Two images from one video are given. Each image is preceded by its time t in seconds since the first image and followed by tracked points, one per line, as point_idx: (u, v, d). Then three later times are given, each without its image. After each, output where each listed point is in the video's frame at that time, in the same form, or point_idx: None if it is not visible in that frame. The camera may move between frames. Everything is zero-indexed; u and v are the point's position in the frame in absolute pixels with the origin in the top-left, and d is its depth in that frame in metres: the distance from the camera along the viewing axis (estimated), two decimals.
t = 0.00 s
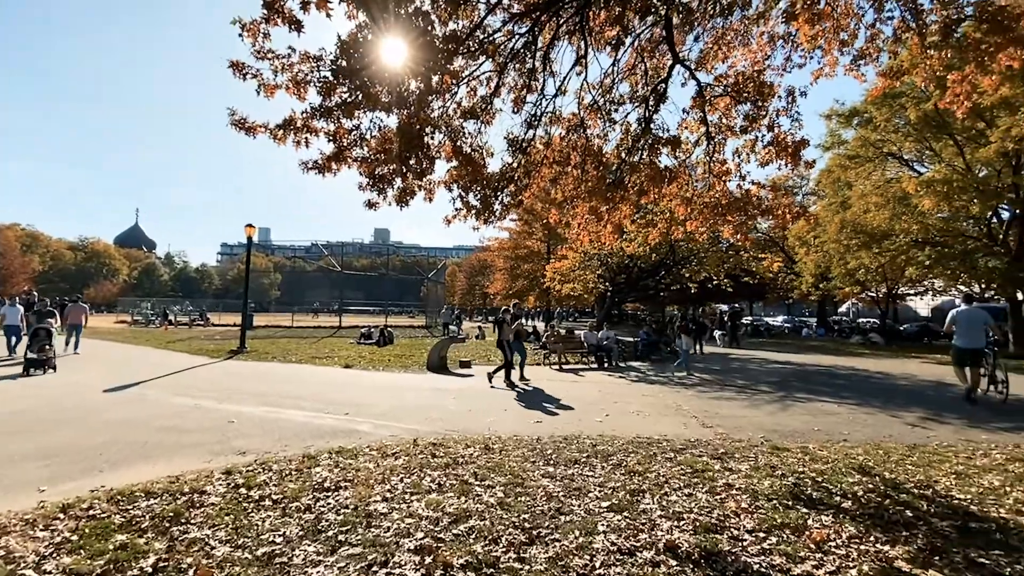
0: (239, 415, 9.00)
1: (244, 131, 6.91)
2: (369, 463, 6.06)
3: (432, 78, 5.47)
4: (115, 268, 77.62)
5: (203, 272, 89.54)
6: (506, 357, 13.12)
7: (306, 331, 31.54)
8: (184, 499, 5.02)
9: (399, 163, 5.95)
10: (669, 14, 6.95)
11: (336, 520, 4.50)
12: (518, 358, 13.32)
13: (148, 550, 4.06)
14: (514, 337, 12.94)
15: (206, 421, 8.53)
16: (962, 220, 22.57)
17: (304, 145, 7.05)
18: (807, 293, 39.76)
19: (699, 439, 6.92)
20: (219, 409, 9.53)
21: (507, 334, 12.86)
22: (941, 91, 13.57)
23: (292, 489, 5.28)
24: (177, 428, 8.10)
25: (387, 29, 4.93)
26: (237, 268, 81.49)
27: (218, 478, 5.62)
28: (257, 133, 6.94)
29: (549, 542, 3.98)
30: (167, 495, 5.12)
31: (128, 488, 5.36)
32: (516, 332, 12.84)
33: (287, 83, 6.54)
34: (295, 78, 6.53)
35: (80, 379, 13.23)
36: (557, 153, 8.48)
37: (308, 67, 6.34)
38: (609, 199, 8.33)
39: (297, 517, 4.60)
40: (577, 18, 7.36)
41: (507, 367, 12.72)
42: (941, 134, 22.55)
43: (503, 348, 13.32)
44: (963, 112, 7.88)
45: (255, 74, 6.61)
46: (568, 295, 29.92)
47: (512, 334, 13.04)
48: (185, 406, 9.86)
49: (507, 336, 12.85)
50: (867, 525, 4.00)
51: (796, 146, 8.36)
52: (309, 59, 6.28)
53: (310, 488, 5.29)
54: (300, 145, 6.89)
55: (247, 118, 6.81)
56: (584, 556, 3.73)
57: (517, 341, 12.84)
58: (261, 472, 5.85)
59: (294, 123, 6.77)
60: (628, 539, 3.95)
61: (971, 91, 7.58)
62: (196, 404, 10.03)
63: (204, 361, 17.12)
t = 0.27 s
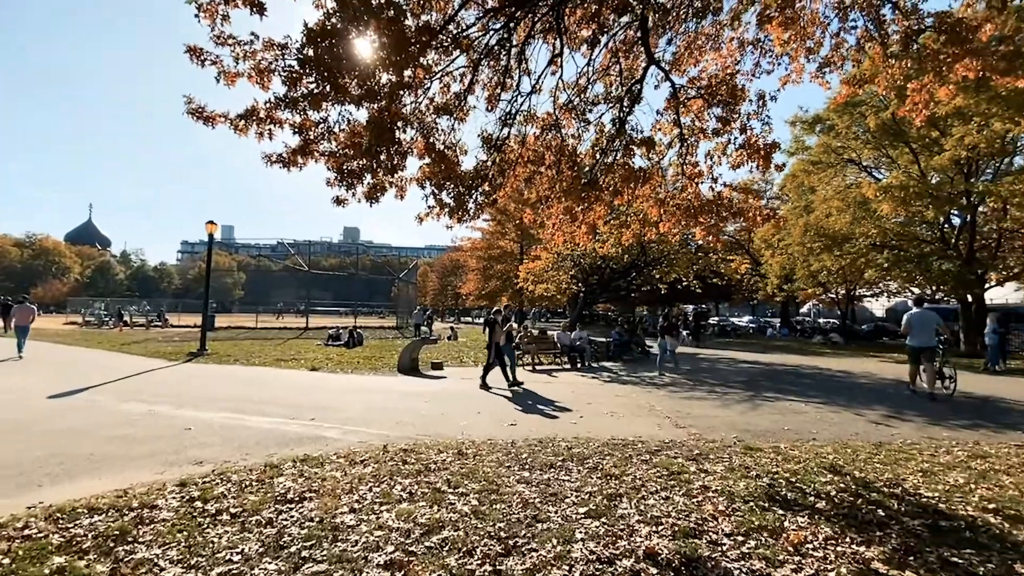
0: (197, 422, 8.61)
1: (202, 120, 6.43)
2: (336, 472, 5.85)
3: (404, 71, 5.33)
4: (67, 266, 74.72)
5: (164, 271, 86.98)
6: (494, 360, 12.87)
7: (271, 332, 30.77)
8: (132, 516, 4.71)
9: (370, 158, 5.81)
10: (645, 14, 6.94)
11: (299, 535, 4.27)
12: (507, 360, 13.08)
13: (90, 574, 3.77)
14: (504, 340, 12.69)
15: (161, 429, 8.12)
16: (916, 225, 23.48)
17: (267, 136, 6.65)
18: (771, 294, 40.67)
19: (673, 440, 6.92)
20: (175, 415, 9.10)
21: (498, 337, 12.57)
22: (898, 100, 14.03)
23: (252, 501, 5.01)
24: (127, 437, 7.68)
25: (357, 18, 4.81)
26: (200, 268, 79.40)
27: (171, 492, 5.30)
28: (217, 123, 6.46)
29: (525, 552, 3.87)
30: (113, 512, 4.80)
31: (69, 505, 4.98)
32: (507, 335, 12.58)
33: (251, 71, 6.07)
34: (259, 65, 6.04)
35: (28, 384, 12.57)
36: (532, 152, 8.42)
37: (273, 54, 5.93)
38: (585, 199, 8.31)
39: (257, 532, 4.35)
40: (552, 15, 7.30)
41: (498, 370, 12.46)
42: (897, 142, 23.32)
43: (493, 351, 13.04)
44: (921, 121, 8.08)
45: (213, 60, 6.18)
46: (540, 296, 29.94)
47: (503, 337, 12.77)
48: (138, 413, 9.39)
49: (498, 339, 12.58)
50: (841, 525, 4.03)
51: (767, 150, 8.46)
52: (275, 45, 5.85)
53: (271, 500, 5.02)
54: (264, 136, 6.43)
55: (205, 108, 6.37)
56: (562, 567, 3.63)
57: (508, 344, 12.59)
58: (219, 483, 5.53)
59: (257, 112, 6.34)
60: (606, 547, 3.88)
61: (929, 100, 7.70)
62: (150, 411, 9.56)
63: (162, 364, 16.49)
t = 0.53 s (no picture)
0: (153, 429, 8.26)
1: (158, 108, 5.99)
2: (301, 481, 5.65)
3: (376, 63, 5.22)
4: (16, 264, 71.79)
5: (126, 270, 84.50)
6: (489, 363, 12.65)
7: (237, 334, 30.00)
8: (78, 533, 4.45)
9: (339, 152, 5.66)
10: (623, 15, 6.94)
11: (260, 552, 4.08)
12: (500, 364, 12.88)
13: None
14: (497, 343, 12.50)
15: (113, 438, 7.75)
16: (877, 230, 24.18)
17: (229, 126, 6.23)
18: (740, 296, 41.42)
19: (648, 441, 6.91)
20: (131, 422, 8.71)
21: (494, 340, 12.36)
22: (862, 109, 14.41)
23: (209, 514, 4.80)
24: (77, 446, 7.30)
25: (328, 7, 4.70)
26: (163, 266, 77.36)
27: (121, 506, 5.05)
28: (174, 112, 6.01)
29: (501, 565, 3.76)
30: (55, 529, 4.55)
31: (7, 522, 4.69)
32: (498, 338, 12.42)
33: (212, 58, 5.68)
34: (221, 53, 5.65)
35: None
36: (508, 151, 8.36)
37: (235, 43, 5.60)
38: (561, 200, 8.27)
39: (213, 549, 4.15)
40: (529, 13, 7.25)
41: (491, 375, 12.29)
42: (859, 150, 23.97)
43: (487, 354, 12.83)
44: (884, 130, 8.21)
45: (171, 46, 5.79)
46: (515, 297, 29.93)
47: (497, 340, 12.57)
48: (88, 420, 8.94)
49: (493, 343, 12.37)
50: (818, 528, 4.04)
51: (741, 153, 8.54)
52: (240, 32, 5.52)
53: (231, 513, 4.81)
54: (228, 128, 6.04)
55: (161, 96, 5.96)
56: None
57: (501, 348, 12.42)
58: (174, 496, 5.29)
59: (218, 101, 5.93)
60: (584, 556, 3.82)
61: (891, 109, 7.85)
62: (103, 418, 9.13)
63: (121, 367, 15.90)
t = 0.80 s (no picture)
0: (106, 438, 7.91)
1: (109, 97, 5.64)
2: (264, 492, 5.46)
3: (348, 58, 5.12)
4: None
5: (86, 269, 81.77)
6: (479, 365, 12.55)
7: (202, 335, 29.18)
8: (17, 553, 4.21)
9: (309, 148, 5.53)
10: (600, 16, 6.95)
11: (216, 569, 3.90)
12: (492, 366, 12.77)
13: None
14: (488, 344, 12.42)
15: (63, 447, 7.39)
16: (842, 236, 24.79)
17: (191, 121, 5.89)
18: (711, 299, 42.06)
19: (622, 445, 6.91)
20: (84, 430, 8.34)
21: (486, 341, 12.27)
22: (828, 117, 14.72)
23: (163, 530, 4.59)
24: (23, 457, 6.92)
25: None
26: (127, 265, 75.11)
27: (66, 522, 4.79)
28: (129, 102, 5.71)
29: None
30: None
31: None
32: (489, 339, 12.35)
33: (172, 47, 5.42)
34: (180, 42, 5.42)
35: None
36: (484, 151, 8.28)
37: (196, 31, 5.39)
38: (538, 201, 8.23)
39: (166, 568, 3.96)
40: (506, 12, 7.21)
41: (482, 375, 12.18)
42: (825, 157, 24.51)
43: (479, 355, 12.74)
44: (851, 137, 8.33)
45: (127, 32, 5.49)
46: (490, 299, 29.90)
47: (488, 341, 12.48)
48: (37, 428, 8.53)
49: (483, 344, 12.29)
50: (791, 533, 4.07)
51: (715, 157, 8.61)
52: (201, 20, 5.32)
53: (186, 528, 4.61)
54: (186, 121, 5.78)
55: (115, 85, 5.61)
56: None
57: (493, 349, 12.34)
58: (126, 510, 5.06)
59: (176, 91, 5.63)
60: (558, 567, 3.75)
61: (857, 118, 7.98)
62: (52, 426, 8.70)
63: (77, 370, 15.28)
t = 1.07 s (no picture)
0: (52, 448, 7.56)
1: (53, 85, 5.37)
2: (217, 506, 5.26)
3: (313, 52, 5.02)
4: None
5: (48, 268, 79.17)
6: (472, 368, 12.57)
7: (168, 338, 28.38)
8: None
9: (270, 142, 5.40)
10: (575, 16, 6.95)
11: None
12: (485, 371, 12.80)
13: None
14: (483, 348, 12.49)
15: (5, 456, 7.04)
16: (811, 241, 25.29)
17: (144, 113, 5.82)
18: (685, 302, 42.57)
19: (596, 451, 6.87)
20: (32, 439, 7.98)
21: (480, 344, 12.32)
22: (799, 126, 14.97)
23: (104, 549, 4.37)
24: None
25: None
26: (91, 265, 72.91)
27: None
28: (74, 90, 5.44)
29: None
30: None
31: None
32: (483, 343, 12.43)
33: (122, 34, 5.17)
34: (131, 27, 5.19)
35: None
36: (458, 152, 8.21)
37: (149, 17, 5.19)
38: (513, 202, 8.17)
39: None
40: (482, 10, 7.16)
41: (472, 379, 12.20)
42: (796, 165, 25.02)
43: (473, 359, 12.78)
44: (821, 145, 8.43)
45: (75, 16, 5.23)
46: (468, 302, 29.82)
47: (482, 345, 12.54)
48: None
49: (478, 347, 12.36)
50: (763, 541, 4.06)
51: (689, 161, 8.66)
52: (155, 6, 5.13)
53: (128, 548, 4.40)
54: (137, 111, 5.54)
55: (59, 72, 5.32)
56: None
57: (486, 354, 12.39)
58: (66, 527, 4.81)
59: (127, 80, 5.41)
60: None
61: (826, 127, 8.09)
62: None
63: (32, 374, 14.68)
